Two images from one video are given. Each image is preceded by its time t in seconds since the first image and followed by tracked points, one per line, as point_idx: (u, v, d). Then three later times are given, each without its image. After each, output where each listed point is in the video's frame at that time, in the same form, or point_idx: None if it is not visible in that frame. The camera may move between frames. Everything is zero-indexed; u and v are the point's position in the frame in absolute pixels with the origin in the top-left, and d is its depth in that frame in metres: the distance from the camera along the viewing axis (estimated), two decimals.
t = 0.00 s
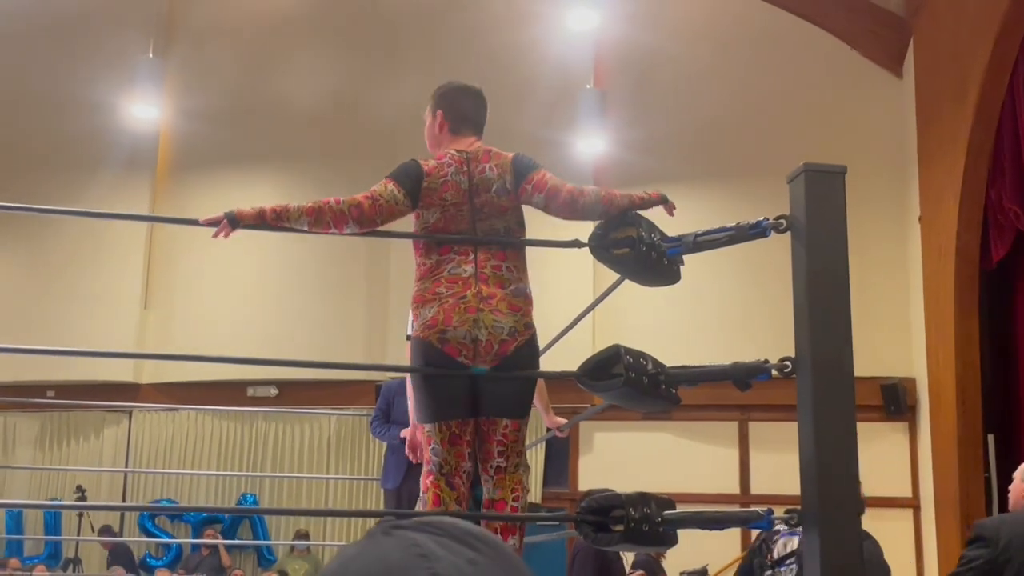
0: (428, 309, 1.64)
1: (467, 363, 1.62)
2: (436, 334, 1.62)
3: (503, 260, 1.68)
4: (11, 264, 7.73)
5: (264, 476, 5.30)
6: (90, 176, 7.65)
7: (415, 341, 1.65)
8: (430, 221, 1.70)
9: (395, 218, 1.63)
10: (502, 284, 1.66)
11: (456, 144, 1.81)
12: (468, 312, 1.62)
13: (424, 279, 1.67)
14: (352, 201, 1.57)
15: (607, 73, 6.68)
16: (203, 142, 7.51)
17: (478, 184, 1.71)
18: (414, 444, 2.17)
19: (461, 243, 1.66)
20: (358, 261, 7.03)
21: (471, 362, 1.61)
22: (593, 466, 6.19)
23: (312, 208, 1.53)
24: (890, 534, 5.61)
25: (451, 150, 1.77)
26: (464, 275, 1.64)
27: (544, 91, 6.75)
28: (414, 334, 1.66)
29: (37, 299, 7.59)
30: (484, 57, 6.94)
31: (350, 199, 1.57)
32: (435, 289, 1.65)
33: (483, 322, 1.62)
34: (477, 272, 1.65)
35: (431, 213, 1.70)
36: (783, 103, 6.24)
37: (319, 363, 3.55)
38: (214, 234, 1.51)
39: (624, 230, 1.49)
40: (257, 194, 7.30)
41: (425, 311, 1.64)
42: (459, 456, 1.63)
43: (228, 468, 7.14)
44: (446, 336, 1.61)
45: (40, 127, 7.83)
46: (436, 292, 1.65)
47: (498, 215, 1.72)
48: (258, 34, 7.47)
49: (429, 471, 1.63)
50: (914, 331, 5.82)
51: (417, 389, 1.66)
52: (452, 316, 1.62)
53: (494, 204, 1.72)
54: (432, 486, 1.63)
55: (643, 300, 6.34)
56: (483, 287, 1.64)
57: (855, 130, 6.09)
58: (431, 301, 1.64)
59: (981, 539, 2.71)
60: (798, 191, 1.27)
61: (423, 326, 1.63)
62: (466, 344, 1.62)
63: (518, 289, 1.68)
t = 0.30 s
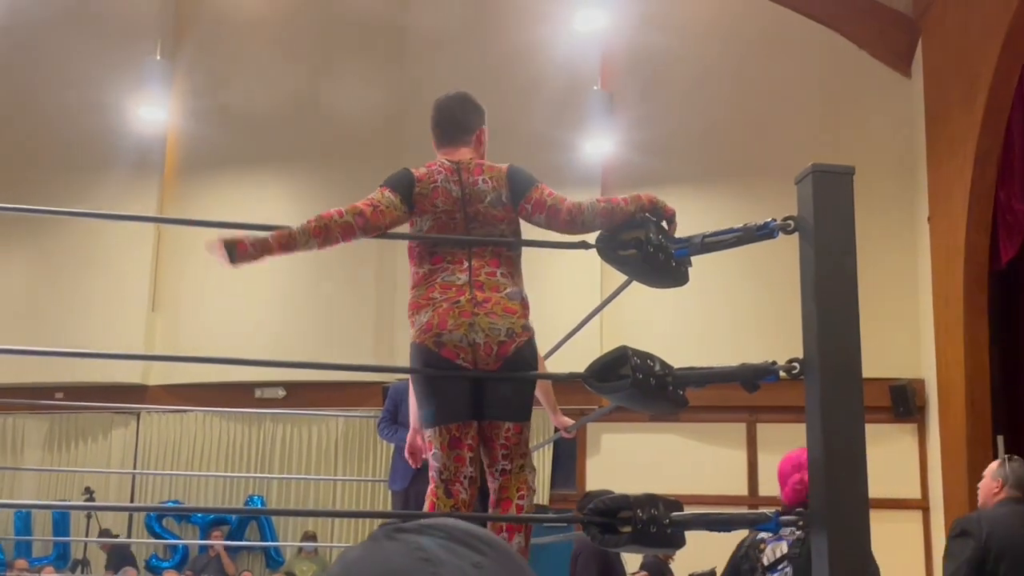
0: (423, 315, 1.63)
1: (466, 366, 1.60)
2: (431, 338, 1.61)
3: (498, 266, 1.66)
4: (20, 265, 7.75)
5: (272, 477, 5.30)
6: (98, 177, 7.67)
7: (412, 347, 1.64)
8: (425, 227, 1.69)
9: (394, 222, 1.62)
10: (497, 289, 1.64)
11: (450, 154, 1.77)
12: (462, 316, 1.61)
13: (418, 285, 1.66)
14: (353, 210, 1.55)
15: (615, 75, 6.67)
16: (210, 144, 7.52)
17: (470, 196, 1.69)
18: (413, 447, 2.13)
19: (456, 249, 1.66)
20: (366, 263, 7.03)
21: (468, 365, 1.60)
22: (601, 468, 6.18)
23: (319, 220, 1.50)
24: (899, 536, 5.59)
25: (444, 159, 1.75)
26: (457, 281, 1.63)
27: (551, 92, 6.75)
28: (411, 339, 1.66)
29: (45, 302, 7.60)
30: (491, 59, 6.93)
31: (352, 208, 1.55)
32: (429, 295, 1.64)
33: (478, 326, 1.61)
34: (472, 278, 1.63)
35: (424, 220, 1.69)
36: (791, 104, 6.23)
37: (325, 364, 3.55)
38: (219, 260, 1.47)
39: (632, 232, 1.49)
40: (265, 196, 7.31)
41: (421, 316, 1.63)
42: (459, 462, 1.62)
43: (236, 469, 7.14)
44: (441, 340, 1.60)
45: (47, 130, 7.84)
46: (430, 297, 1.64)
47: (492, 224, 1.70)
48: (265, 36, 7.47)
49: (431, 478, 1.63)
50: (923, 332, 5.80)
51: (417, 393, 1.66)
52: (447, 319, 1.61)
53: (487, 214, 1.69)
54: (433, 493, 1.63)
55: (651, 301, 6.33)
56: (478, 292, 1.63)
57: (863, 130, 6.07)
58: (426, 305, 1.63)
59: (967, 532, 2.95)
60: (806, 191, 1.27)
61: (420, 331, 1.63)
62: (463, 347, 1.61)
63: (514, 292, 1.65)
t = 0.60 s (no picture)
0: (423, 311, 1.64)
1: (468, 361, 1.59)
2: (431, 333, 1.61)
3: (496, 261, 1.66)
4: (36, 263, 7.80)
5: (284, 475, 5.31)
6: (111, 177, 7.69)
7: (415, 344, 1.65)
8: (421, 219, 1.69)
9: (407, 209, 1.64)
10: (496, 282, 1.64)
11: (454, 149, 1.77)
12: (462, 310, 1.60)
13: (422, 281, 1.67)
14: (369, 204, 1.58)
15: (626, 73, 6.67)
16: (222, 143, 7.54)
17: (467, 192, 1.68)
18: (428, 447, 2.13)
19: (456, 245, 1.66)
20: (378, 262, 7.05)
21: (469, 360, 1.59)
22: (613, 465, 6.18)
23: (348, 234, 1.53)
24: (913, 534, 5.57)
25: (448, 155, 1.75)
26: (455, 277, 1.64)
27: (562, 90, 6.74)
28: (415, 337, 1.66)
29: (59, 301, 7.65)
30: (502, 57, 6.93)
31: (362, 205, 1.58)
32: (428, 291, 1.65)
33: (479, 320, 1.60)
34: (469, 273, 1.64)
35: (421, 212, 1.70)
36: (803, 101, 6.22)
37: (338, 361, 3.55)
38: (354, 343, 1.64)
39: (643, 230, 1.50)
40: (277, 194, 7.33)
41: (422, 312, 1.64)
42: (465, 457, 1.62)
43: (249, 467, 7.17)
44: (442, 334, 1.60)
45: (61, 129, 7.88)
46: (429, 294, 1.65)
47: (490, 221, 1.68)
48: (277, 36, 7.49)
49: (438, 476, 1.62)
50: (937, 330, 5.78)
51: (422, 391, 1.66)
52: (446, 314, 1.60)
53: (485, 211, 1.67)
54: (440, 490, 1.62)
55: (662, 299, 6.33)
56: (477, 287, 1.63)
57: (876, 127, 6.06)
58: (426, 302, 1.64)
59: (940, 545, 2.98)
60: (817, 187, 1.26)
61: (420, 328, 1.63)
62: (465, 342, 1.60)
63: (512, 285, 1.65)
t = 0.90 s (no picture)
0: (435, 315, 1.65)
1: (478, 365, 1.60)
2: (442, 337, 1.61)
3: (507, 263, 1.66)
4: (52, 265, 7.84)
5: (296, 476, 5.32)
6: (126, 180, 7.74)
7: (428, 350, 1.66)
8: (433, 223, 1.70)
9: (417, 211, 1.65)
10: (507, 286, 1.63)
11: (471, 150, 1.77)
12: (472, 315, 1.60)
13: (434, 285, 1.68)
14: (378, 206, 1.58)
15: (637, 74, 6.67)
16: (235, 146, 7.57)
17: (478, 196, 1.68)
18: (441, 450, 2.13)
19: (467, 249, 1.66)
20: (390, 263, 7.06)
21: (481, 363, 1.60)
22: (626, 466, 6.18)
23: (351, 230, 1.52)
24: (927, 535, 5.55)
25: (461, 157, 1.75)
26: (467, 281, 1.64)
27: (574, 91, 6.74)
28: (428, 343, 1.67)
29: (73, 303, 7.69)
30: (514, 58, 6.94)
31: (370, 207, 1.59)
32: (440, 295, 1.65)
33: (488, 324, 1.60)
34: (481, 278, 1.64)
35: (433, 216, 1.70)
36: (815, 101, 6.21)
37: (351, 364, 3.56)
38: (300, 328, 1.52)
39: (653, 232, 1.50)
40: (290, 195, 7.35)
41: (434, 317, 1.65)
42: (479, 460, 1.62)
43: (262, 468, 7.19)
44: (452, 339, 1.60)
45: (75, 131, 7.92)
46: (441, 298, 1.65)
47: (500, 225, 1.68)
48: (290, 38, 7.51)
49: (453, 479, 1.62)
50: (951, 330, 5.76)
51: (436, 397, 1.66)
52: (456, 318, 1.61)
53: (495, 214, 1.67)
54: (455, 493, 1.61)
55: (675, 300, 6.32)
56: (487, 291, 1.63)
57: (889, 127, 6.04)
58: (438, 307, 1.65)
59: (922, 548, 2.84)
60: (828, 188, 1.26)
61: (432, 331, 1.64)
62: (474, 346, 1.60)
63: (524, 288, 1.65)
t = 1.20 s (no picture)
0: (444, 315, 1.65)
1: (488, 365, 1.60)
2: (452, 337, 1.61)
3: (517, 264, 1.66)
4: (65, 268, 7.87)
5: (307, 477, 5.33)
6: (136, 182, 7.76)
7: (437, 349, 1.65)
8: (444, 225, 1.70)
9: (429, 214, 1.65)
10: (517, 286, 1.64)
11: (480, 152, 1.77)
12: (481, 316, 1.60)
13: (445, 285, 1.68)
14: (390, 208, 1.59)
15: (647, 75, 6.66)
16: (245, 148, 7.59)
17: (487, 197, 1.68)
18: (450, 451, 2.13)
19: (478, 250, 1.67)
20: (399, 265, 7.06)
21: (491, 364, 1.60)
22: (636, 468, 6.17)
23: (364, 235, 1.53)
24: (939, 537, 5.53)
25: (471, 158, 1.75)
26: (477, 283, 1.64)
27: (583, 92, 6.74)
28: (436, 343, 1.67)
29: (84, 306, 7.71)
30: (523, 60, 6.93)
31: (382, 209, 1.59)
32: (451, 295, 1.66)
33: (498, 325, 1.60)
34: (490, 279, 1.64)
35: (444, 217, 1.70)
36: (826, 102, 6.20)
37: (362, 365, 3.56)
38: (332, 343, 1.59)
39: (662, 232, 1.49)
40: (300, 198, 7.37)
41: (444, 317, 1.65)
42: (488, 460, 1.61)
43: (273, 470, 7.20)
44: (461, 338, 1.60)
45: (85, 134, 7.95)
46: (452, 298, 1.65)
47: (510, 226, 1.68)
48: (299, 41, 7.53)
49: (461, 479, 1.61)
50: (962, 331, 5.74)
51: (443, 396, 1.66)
52: (466, 318, 1.61)
53: (505, 215, 1.67)
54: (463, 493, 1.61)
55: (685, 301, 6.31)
56: (497, 292, 1.63)
57: (900, 128, 6.03)
58: (447, 307, 1.65)
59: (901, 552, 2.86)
60: (837, 188, 1.26)
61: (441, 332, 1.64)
62: (484, 347, 1.60)
63: (534, 289, 1.65)
